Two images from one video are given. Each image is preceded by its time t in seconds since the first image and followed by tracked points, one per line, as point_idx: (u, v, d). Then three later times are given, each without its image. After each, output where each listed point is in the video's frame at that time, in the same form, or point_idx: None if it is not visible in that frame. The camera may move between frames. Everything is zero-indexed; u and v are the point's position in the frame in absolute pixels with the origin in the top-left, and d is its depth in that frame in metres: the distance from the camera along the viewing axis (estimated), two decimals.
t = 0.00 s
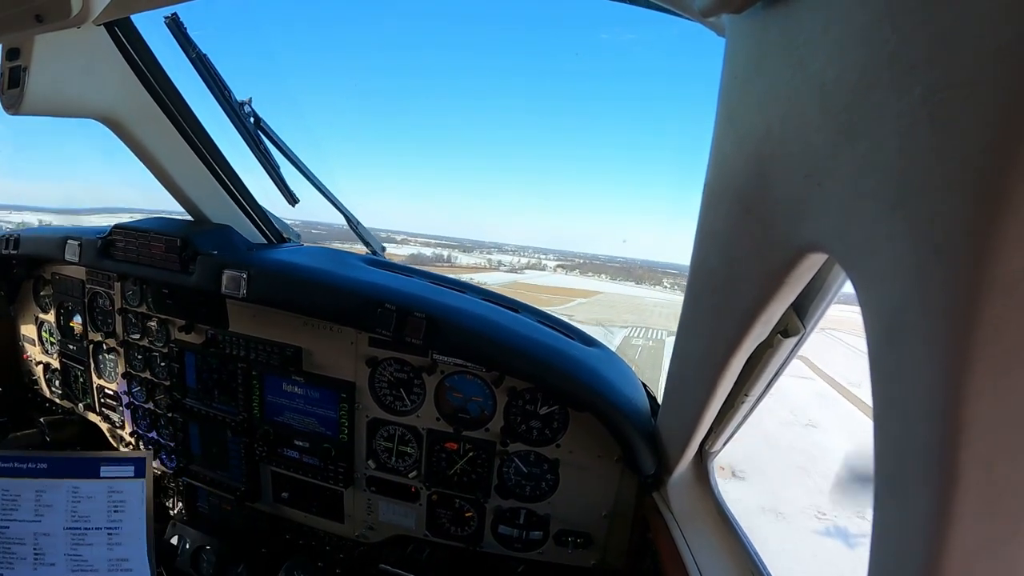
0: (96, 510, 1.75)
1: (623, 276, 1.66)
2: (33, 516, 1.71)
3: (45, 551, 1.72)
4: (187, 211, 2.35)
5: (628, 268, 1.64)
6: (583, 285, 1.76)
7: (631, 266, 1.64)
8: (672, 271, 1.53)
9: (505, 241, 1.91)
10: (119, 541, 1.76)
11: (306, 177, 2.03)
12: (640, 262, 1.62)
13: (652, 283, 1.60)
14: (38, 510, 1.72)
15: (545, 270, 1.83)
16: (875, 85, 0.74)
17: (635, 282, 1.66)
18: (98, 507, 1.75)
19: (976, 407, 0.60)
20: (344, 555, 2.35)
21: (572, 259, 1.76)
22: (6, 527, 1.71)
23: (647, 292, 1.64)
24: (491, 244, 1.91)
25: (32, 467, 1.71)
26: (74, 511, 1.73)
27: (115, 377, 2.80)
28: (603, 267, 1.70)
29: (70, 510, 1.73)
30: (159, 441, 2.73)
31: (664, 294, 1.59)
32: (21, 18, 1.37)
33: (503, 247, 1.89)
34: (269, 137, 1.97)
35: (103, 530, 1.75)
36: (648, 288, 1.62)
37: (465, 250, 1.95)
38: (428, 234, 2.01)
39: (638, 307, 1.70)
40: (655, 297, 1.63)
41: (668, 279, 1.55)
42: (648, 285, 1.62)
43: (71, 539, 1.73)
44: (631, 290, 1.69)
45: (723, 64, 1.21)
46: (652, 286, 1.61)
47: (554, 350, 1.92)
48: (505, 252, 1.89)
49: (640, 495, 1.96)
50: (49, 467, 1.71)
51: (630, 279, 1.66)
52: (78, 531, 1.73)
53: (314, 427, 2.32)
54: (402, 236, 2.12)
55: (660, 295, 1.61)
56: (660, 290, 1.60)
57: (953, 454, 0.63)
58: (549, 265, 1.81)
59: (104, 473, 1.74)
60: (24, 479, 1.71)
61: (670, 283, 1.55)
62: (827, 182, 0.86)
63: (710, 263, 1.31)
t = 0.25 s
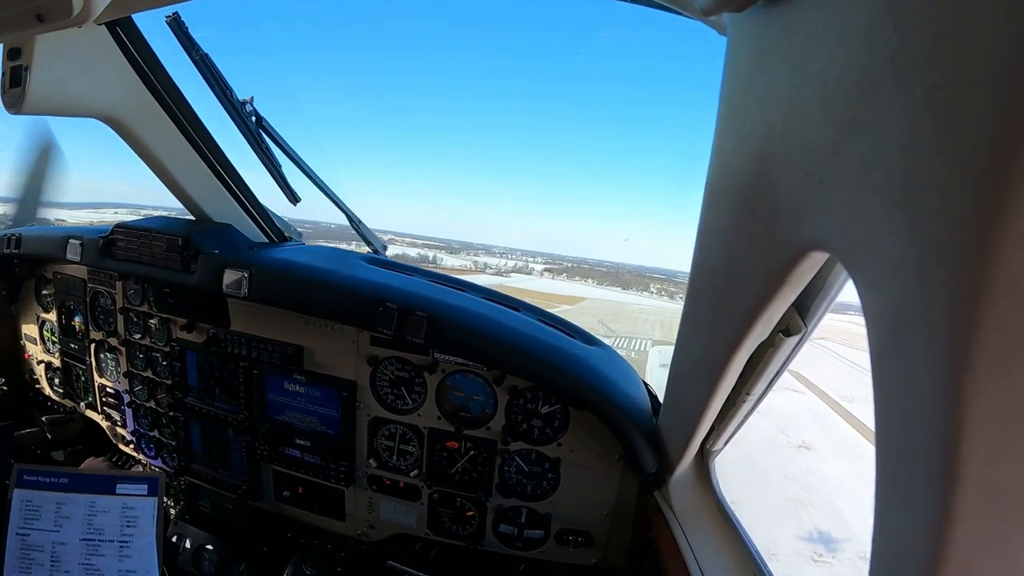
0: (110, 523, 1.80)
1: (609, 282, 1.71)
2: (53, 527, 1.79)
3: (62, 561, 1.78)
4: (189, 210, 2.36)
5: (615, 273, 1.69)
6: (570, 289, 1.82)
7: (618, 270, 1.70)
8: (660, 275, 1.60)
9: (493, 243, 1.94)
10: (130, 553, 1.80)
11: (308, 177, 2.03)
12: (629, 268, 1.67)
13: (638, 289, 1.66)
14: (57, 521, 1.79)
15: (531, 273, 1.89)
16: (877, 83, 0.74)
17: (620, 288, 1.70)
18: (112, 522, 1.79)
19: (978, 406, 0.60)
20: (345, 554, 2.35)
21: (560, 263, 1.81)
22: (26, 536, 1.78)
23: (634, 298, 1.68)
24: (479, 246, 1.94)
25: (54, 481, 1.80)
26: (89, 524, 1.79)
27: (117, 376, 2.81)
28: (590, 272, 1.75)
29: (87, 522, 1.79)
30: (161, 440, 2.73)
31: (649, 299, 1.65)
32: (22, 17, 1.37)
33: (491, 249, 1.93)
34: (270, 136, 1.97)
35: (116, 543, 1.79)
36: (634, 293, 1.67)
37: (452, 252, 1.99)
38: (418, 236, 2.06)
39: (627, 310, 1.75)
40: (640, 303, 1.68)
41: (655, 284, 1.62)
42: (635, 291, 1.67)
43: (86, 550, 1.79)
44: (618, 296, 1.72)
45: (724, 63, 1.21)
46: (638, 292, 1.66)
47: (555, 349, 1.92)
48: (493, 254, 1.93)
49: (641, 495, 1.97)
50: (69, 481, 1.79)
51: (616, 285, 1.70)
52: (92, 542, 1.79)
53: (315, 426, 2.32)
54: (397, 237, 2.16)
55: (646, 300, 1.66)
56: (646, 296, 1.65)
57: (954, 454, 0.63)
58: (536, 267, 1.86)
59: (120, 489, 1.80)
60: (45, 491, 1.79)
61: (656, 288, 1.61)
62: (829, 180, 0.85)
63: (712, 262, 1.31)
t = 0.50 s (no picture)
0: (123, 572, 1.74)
1: (599, 285, 1.72)
2: None
3: None
4: (189, 209, 2.36)
5: (604, 277, 1.71)
6: (558, 291, 1.85)
7: (607, 274, 1.72)
8: (648, 279, 1.63)
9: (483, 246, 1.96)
10: None
11: (309, 175, 2.03)
12: (618, 271, 1.70)
13: (627, 294, 1.67)
14: None
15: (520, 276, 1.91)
16: (878, 83, 0.74)
17: (609, 294, 1.71)
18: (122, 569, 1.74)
19: (978, 406, 0.60)
20: (345, 553, 2.35)
21: (549, 267, 1.83)
22: None
23: (622, 302, 1.70)
24: (470, 249, 1.97)
25: (77, 547, 1.76)
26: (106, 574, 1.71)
27: (117, 374, 2.81)
28: (579, 275, 1.78)
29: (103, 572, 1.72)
30: (161, 439, 2.73)
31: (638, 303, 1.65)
32: (24, 15, 1.37)
33: (480, 252, 1.95)
34: (271, 135, 1.97)
35: None
36: (624, 297, 1.68)
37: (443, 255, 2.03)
38: (410, 240, 2.11)
39: (614, 312, 1.78)
40: (628, 306, 1.71)
41: (644, 288, 1.63)
42: (623, 295, 1.69)
43: None
44: (607, 299, 1.74)
45: (725, 62, 1.21)
46: (628, 296, 1.67)
47: (556, 348, 1.92)
48: (483, 257, 1.95)
49: (641, 494, 1.96)
50: (92, 542, 1.78)
51: (604, 290, 1.71)
52: None
53: (315, 425, 2.32)
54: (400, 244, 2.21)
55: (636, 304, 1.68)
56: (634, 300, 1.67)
57: (955, 454, 0.63)
58: (524, 271, 1.87)
59: (130, 540, 1.82)
60: (74, 558, 1.73)
61: (644, 292, 1.62)
62: (829, 180, 0.85)
63: (712, 262, 1.30)
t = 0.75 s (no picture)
0: None
1: (593, 286, 1.71)
2: None
3: None
4: (189, 208, 2.36)
5: (599, 277, 1.70)
6: (554, 290, 1.85)
7: (600, 274, 1.71)
8: (643, 280, 1.63)
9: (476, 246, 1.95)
10: None
11: (309, 176, 2.03)
12: (613, 272, 1.69)
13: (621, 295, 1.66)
14: None
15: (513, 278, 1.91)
16: (878, 84, 0.74)
17: (606, 293, 1.70)
18: None
19: (978, 407, 0.60)
20: (344, 553, 2.35)
21: (541, 267, 1.83)
22: None
23: (615, 302, 1.69)
24: (464, 250, 1.97)
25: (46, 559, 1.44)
26: None
27: (116, 374, 2.81)
28: (573, 276, 1.77)
29: None
30: (160, 438, 2.73)
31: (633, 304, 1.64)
32: (24, 14, 1.37)
33: (474, 252, 1.94)
34: (271, 134, 1.97)
35: None
36: (618, 298, 1.67)
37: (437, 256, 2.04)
38: (405, 241, 2.12)
39: (609, 312, 1.77)
40: (622, 307, 1.70)
41: (639, 289, 1.62)
42: (618, 296, 1.67)
43: None
44: (601, 300, 1.73)
45: (725, 63, 1.21)
46: (622, 297, 1.66)
47: (556, 349, 1.92)
48: (476, 258, 1.95)
49: (640, 495, 1.96)
50: (57, 553, 1.48)
51: (599, 289, 1.71)
52: None
53: (315, 425, 2.32)
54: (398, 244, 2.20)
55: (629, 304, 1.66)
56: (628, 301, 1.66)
57: (954, 454, 0.63)
58: (518, 271, 1.87)
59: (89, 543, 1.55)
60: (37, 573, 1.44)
61: (639, 293, 1.61)
62: (829, 181, 0.85)
63: (712, 262, 1.30)
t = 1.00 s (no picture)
0: None
1: (592, 286, 1.71)
2: None
3: None
4: (189, 209, 2.36)
5: (598, 277, 1.70)
6: (553, 290, 1.85)
7: (599, 273, 1.70)
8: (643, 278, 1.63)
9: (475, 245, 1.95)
10: None
11: (308, 176, 2.03)
12: (612, 272, 1.68)
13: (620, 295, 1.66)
14: None
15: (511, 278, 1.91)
16: (877, 84, 0.74)
17: (605, 292, 1.70)
18: None
19: (977, 408, 0.60)
20: (343, 553, 2.35)
21: (540, 267, 1.83)
22: None
23: (613, 301, 1.70)
24: (462, 249, 1.96)
25: None
26: None
27: (116, 374, 2.81)
28: (572, 275, 1.76)
29: None
30: (160, 439, 2.73)
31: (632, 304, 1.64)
32: (23, 14, 1.36)
33: (472, 252, 1.94)
34: (270, 134, 1.97)
35: None
36: (618, 298, 1.67)
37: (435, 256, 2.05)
38: (402, 240, 2.12)
39: (607, 312, 1.77)
40: (621, 308, 1.69)
41: (638, 288, 1.62)
42: (617, 295, 1.68)
43: None
44: (600, 300, 1.73)
45: (725, 64, 1.21)
46: (622, 297, 1.66)
47: (555, 349, 1.92)
48: (475, 258, 1.95)
49: (640, 495, 1.96)
50: None
51: (599, 289, 1.70)
52: None
53: (314, 425, 2.32)
54: (397, 243, 2.20)
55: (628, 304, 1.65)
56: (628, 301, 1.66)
57: (954, 455, 0.63)
58: (516, 271, 1.87)
59: None
60: None
61: (639, 292, 1.61)
62: (829, 181, 0.85)
63: (711, 262, 1.30)
